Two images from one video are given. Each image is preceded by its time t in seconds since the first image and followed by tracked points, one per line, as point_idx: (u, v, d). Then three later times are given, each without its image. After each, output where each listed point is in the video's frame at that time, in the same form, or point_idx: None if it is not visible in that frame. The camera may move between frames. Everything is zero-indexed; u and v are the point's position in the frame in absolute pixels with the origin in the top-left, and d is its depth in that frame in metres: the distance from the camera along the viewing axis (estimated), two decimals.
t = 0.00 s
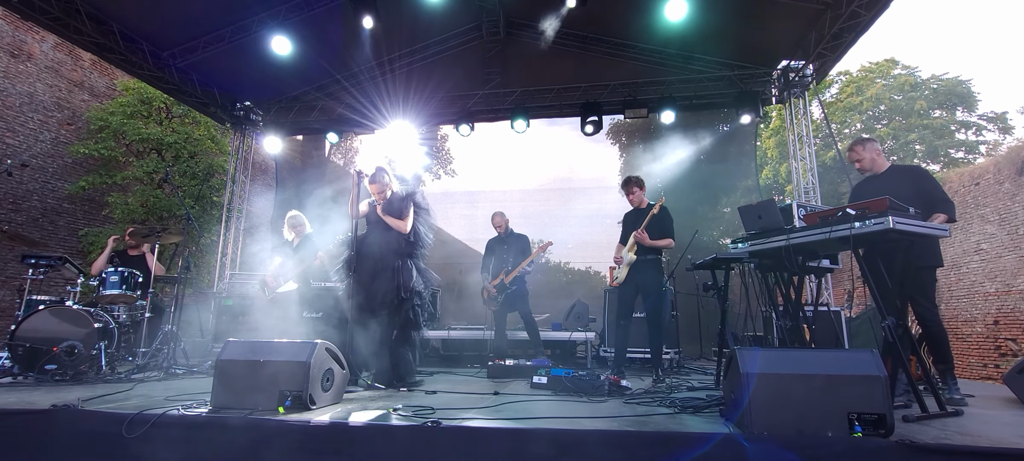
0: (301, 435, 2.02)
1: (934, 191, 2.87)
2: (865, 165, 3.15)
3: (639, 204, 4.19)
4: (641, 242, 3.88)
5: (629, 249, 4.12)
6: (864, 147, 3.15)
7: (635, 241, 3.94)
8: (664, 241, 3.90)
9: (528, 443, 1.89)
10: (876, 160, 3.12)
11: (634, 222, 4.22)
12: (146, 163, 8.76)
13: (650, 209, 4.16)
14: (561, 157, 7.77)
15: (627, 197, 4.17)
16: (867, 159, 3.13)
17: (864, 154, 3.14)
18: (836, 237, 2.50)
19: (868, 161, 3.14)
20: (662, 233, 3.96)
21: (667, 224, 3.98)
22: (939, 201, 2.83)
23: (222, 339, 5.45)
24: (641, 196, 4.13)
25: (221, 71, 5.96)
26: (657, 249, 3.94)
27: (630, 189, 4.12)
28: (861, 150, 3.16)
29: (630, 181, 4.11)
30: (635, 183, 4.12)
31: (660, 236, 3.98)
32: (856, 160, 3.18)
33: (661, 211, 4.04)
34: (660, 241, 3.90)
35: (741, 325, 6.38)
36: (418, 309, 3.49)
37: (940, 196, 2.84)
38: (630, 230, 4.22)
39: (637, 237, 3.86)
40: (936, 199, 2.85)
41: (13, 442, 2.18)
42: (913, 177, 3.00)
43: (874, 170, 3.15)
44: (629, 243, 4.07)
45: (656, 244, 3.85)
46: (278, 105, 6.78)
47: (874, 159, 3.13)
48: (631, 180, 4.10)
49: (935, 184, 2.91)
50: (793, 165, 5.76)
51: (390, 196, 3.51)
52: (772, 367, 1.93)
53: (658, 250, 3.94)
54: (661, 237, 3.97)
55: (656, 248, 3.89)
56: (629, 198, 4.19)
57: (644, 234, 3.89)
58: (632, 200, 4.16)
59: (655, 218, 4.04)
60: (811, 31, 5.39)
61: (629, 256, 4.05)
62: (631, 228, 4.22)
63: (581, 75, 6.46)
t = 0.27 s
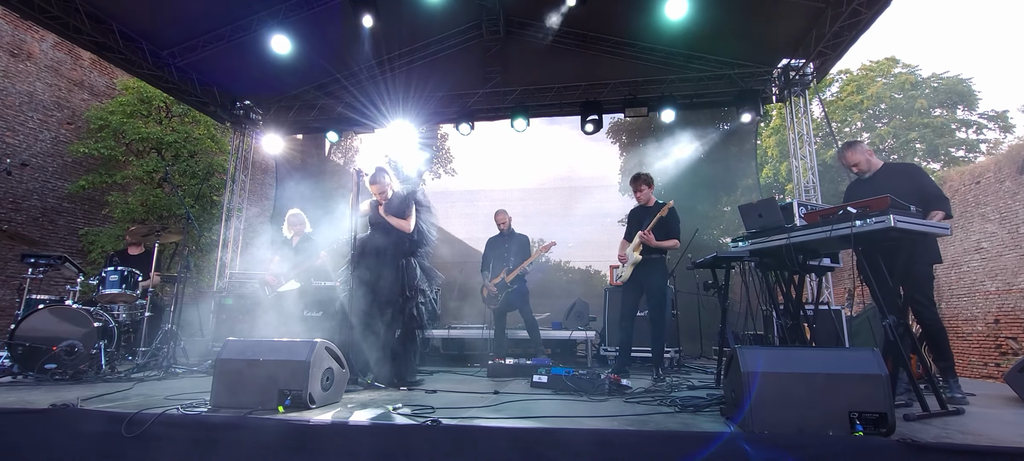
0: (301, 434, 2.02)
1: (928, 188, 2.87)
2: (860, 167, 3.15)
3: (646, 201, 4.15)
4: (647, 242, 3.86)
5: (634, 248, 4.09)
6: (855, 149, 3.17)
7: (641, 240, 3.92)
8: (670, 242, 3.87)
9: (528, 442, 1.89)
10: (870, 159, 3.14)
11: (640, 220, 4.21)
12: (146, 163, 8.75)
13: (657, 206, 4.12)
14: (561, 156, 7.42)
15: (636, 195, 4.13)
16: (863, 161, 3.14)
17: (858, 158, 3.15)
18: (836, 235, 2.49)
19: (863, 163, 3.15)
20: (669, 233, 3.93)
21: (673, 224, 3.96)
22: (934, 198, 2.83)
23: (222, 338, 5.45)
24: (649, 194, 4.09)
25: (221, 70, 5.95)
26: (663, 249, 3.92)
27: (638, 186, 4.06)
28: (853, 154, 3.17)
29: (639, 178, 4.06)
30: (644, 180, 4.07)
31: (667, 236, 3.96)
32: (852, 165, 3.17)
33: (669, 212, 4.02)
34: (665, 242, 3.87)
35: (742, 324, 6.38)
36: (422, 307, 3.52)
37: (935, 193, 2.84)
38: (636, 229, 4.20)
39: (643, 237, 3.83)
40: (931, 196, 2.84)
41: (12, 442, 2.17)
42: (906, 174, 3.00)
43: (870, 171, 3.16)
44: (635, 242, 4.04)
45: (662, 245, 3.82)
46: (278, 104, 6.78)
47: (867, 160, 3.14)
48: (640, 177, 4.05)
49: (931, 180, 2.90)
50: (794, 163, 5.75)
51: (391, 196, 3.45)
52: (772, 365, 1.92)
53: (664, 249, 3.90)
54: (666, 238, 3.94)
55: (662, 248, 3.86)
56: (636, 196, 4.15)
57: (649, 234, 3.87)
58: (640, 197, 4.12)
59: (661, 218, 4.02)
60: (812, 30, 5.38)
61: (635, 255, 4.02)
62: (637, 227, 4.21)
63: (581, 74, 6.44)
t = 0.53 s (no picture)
0: (300, 434, 2.01)
1: (927, 187, 2.85)
2: (863, 159, 3.12)
3: (650, 201, 4.16)
4: (653, 242, 3.85)
5: (637, 247, 4.03)
6: (856, 142, 3.14)
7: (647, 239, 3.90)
8: (675, 243, 3.87)
9: (528, 441, 1.88)
10: (872, 153, 3.12)
11: (643, 218, 4.20)
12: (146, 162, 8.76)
13: (661, 207, 4.14)
14: (561, 156, 7.37)
15: (642, 192, 4.11)
16: (865, 153, 3.11)
17: (860, 149, 3.12)
18: (838, 233, 2.49)
19: (866, 155, 3.12)
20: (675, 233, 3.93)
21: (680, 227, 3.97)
22: (934, 197, 2.81)
23: (222, 337, 5.45)
24: (654, 194, 4.11)
25: (221, 69, 5.94)
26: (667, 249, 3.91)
27: (645, 184, 4.05)
28: (855, 146, 3.15)
29: (648, 176, 4.05)
30: (652, 179, 4.07)
31: (672, 237, 3.97)
32: (854, 156, 3.13)
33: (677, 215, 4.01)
34: (670, 242, 3.88)
35: (743, 323, 6.38)
36: (428, 305, 3.54)
37: (934, 192, 2.82)
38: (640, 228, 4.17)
39: (650, 236, 3.81)
40: (931, 194, 2.82)
41: (12, 441, 2.17)
42: (905, 173, 2.98)
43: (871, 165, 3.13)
44: (640, 241, 4.00)
45: (667, 245, 3.81)
46: (278, 103, 6.78)
47: (870, 152, 3.12)
48: (648, 176, 4.04)
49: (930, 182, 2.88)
50: (795, 162, 5.74)
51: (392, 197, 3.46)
52: (772, 365, 1.92)
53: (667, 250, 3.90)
54: (672, 239, 3.94)
55: (666, 248, 3.86)
56: (641, 194, 4.14)
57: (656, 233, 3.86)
58: (645, 196, 4.11)
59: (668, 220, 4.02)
60: (812, 28, 5.38)
61: (638, 253, 3.98)
62: (639, 225, 4.20)
63: (581, 72, 6.42)
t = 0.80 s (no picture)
0: (300, 431, 2.01)
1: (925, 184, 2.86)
2: (861, 155, 3.10)
3: (650, 200, 4.13)
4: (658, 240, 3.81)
5: (640, 246, 3.96)
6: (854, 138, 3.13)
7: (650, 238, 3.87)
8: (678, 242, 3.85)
9: (529, 438, 1.88)
10: (869, 151, 3.11)
11: (642, 215, 4.18)
12: (146, 160, 8.76)
13: (661, 206, 4.12)
14: (561, 154, 7.36)
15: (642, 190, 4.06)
16: (863, 150, 3.09)
17: (858, 145, 3.10)
18: (839, 231, 2.48)
19: (863, 152, 3.10)
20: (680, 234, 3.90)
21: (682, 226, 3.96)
22: (932, 194, 2.81)
23: (222, 336, 5.46)
24: (655, 193, 4.09)
25: (221, 67, 5.93)
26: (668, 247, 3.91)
27: (646, 182, 4.02)
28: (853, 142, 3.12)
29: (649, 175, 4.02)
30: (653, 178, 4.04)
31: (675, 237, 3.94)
32: (852, 151, 3.10)
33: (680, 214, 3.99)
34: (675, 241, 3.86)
35: (743, 320, 6.39)
36: (433, 302, 3.52)
37: (932, 189, 2.83)
38: (640, 225, 4.15)
39: (655, 235, 3.77)
40: (929, 192, 2.83)
41: (12, 439, 2.17)
42: (902, 171, 2.98)
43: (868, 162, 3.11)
44: (642, 239, 3.95)
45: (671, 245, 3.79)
46: (278, 101, 6.77)
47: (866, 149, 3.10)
48: (650, 174, 4.01)
49: (927, 177, 2.90)
50: (795, 160, 5.73)
51: (393, 198, 3.41)
52: (772, 363, 1.91)
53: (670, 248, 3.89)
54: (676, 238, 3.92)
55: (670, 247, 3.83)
56: (642, 192, 4.10)
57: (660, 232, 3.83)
58: (646, 194, 4.08)
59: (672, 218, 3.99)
60: (813, 26, 5.37)
61: (640, 252, 3.91)
62: (638, 223, 4.17)
63: (580, 71, 6.40)
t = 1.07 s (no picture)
0: (301, 429, 2.01)
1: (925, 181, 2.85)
2: (854, 165, 3.12)
3: (645, 199, 4.15)
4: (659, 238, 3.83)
5: (640, 244, 3.96)
6: (847, 147, 3.13)
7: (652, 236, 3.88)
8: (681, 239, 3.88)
9: (530, 436, 1.88)
10: (863, 157, 3.09)
11: (635, 213, 4.17)
12: (147, 159, 8.76)
13: (655, 205, 4.15)
14: (561, 152, 7.32)
15: (637, 188, 4.06)
16: (855, 159, 3.10)
17: (849, 155, 3.11)
18: (841, 228, 2.47)
19: (855, 161, 3.11)
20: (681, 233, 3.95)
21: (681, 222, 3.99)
22: (933, 190, 2.80)
23: (223, 333, 5.46)
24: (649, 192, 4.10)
25: (221, 65, 5.92)
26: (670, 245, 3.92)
27: (640, 181, 4.03)
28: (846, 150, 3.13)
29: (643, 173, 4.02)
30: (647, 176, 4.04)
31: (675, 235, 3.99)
32: (844, 162, 3.14)
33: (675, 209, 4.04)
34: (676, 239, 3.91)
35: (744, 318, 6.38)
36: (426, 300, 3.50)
37: (933, 185, 2.81)
38: (637, 223, 4.13)
39: (659, 234, 3.78)
40: (931, 187, 2.82)
41: (14, 437, 2.17)
42: (902, 168, 2.98)
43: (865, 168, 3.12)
44: (641, 236, 3.95)
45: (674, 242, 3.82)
46: (279, 98, 6.77)
47: (861, 157, 3.10)
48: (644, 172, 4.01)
49: (927, 173, 2.88)
50: (796, 157, 5.72)
51: (395, 196, 3.42)
52: (774, 360, 1.91)
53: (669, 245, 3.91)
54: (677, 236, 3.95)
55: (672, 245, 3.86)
56: (636, 191, 4.09)
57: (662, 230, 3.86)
58: (641, 193, 4.07)
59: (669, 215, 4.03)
60: (816, 23, 5.35)
61: (641, 250, 3.91)
62: (633, 221, 4.15)
63: (581, 68, 6.41)
